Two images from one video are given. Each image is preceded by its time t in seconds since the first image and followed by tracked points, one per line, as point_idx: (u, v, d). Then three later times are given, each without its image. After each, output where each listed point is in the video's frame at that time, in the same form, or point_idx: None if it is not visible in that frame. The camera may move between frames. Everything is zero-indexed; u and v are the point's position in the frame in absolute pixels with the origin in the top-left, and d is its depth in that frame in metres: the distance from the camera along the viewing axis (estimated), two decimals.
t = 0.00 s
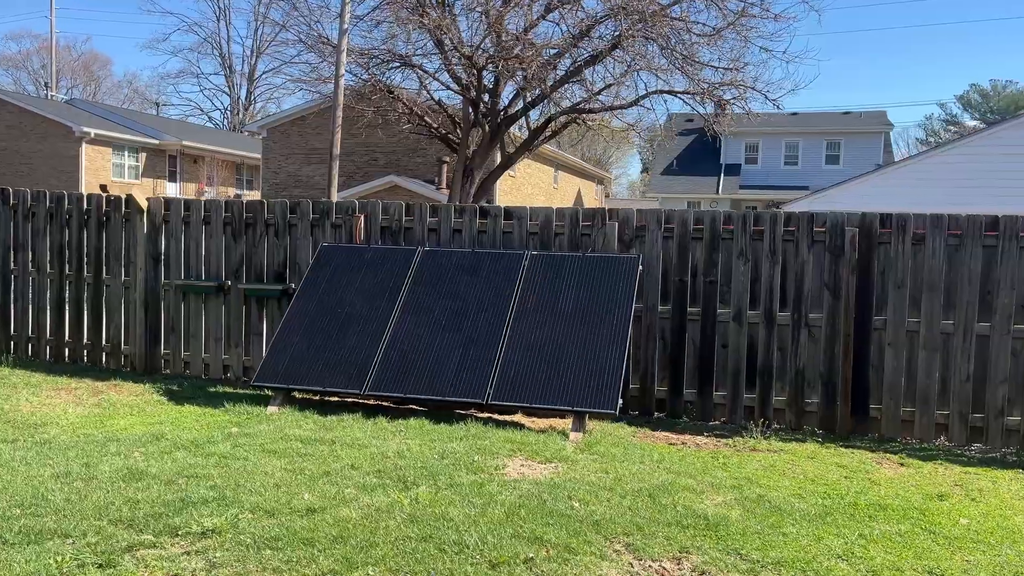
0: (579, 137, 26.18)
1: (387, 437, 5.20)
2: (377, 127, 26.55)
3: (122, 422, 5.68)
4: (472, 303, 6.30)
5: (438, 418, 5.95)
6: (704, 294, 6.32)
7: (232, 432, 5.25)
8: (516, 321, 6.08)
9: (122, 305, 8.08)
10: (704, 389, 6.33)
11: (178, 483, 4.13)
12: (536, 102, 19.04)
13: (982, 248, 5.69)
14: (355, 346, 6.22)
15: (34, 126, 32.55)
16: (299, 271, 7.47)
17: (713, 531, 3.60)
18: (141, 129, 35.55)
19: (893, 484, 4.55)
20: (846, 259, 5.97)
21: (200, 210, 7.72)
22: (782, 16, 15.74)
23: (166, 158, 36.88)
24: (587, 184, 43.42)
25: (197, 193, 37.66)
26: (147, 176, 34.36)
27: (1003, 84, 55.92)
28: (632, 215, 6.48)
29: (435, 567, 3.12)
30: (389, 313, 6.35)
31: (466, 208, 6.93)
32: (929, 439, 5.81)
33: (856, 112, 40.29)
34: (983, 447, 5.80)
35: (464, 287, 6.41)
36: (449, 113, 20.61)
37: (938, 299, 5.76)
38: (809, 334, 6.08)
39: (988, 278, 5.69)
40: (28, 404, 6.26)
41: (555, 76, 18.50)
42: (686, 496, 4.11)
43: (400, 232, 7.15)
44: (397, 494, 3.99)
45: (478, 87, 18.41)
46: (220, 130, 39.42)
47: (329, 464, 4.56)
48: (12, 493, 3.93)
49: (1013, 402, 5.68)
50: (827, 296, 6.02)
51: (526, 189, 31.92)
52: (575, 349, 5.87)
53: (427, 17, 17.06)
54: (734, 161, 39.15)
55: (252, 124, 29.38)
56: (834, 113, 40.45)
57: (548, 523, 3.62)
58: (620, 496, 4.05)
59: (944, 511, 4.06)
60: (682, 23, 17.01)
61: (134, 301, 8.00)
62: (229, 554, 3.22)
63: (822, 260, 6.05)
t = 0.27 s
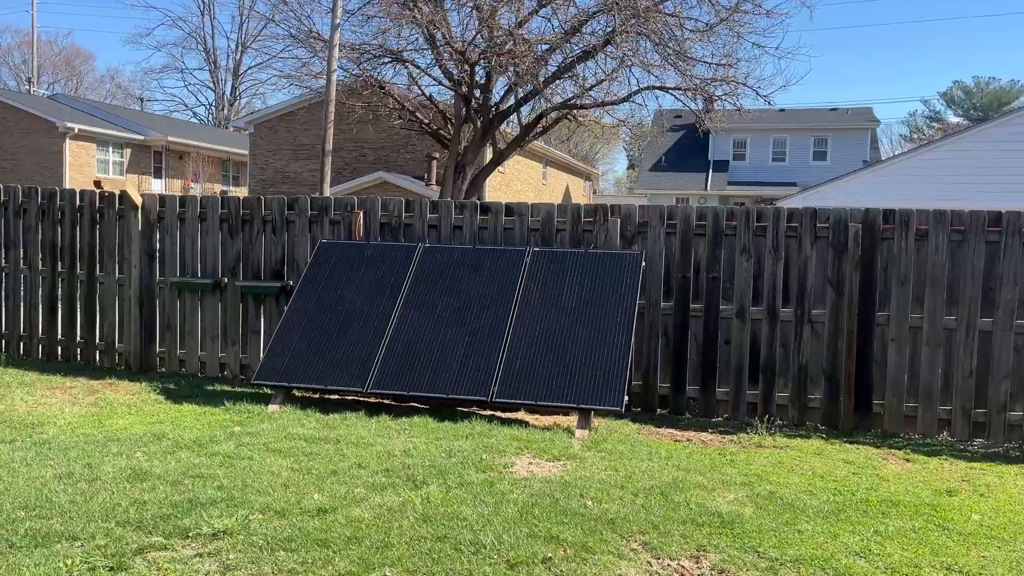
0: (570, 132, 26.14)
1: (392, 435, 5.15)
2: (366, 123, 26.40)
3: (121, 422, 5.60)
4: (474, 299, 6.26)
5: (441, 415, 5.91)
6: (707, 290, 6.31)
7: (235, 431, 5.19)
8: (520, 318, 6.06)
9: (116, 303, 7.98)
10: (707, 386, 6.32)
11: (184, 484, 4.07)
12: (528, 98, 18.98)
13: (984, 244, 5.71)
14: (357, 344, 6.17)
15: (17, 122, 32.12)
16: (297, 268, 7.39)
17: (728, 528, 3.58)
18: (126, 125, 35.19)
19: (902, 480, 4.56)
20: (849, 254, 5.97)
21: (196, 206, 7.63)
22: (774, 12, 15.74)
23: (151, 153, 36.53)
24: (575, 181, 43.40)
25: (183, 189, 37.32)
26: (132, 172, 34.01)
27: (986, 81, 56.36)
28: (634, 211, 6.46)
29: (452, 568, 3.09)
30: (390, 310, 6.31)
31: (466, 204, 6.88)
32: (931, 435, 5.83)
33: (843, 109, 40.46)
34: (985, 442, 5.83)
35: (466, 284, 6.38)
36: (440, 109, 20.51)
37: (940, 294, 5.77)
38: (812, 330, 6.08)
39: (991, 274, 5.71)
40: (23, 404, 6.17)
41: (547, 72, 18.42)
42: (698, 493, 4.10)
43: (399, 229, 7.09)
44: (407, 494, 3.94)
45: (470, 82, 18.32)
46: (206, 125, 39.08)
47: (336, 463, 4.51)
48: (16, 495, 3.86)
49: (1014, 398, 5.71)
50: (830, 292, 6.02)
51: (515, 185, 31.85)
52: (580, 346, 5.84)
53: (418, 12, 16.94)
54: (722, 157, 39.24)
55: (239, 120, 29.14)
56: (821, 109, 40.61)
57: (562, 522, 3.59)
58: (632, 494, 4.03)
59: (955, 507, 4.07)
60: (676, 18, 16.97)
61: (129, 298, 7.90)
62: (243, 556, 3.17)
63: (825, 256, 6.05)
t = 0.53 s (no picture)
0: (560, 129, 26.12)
1: (399, 434, 5.11)
2: (356, 119, 26.26)
3: (123, 422, 5.54)
4: (478, 297, 6.23)
5: (446, 413, 5.88)
6: (711, 287, 6.30)
7: (240, 431, 5.13)
8: (525, 315, 6.03)
9: (112, 301, 7.88)
10: (711, 382, 6.31)
11: (193, 485, 4.02)
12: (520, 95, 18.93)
13: (988, 240, 5.73)
14: (360, 342, 6.13)
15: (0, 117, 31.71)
16: (296, 265, 7.33)
17: (745, 527, 3.57)
18: (111, 121, 34.85)
19: (912, 477, 4.56)
20: (854, 251, 5.98)
21: (193, 203, 7.55)
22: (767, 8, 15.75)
23: (136, 150, 36.21)
24: (564, 177, 43.39)
25: (169, 186, 37.01)
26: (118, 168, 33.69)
27: (970, 77, 56.77)
28: (638, 208, 6.43)
29: (473, 569, 3.06)
30: (394, 308, 6.27)
31: (468, 201, 6.84)
32: (935, 430, 5.85)
33: (830, 105, 40.65)
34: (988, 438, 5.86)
35: (470, 281, 6.35)
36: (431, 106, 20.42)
37: (944, 291, 5.79)
38: (816, 326, 6.08)
39: (995, 270, 5.73)
40: (21, 404, 6.08)
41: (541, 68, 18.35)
42: (711, 491, 4.08)
43: (400, 226, 7.04)
44: (420, 494, 3.91)
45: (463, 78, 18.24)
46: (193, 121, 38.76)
47: (345, 463, 4.47)
48: (22, 497, 3.80)
49: (1018, 393, 5.73)
50: (835, 288, 6.03)
51: (505, 181, 31.80)
52: (586, 342, 5.82)
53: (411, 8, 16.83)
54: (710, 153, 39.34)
55: (227, 115, 28.92)
56: (808, 106, 40.78)
57: (579, 521, 3.56)
58: (646, 492, 4.02)
59: (968, 503, 4.07)
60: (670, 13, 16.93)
61: (125, 297, 7.81)
62: (260, 559, 3.13)
63: (829, 252, 6.05)
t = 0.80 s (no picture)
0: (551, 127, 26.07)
1: (403, 434, 5.07)
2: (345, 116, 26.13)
3: (121, 422, 5.46)
4: (479, 295, 6.19)
5: (448, 412, 5.84)
6: (712, 284, 6.29)
7: (241, 431, 5.07)
8: (526, 313, 6.00)
9: (105, 300, 7.78)
10: (712, 380, 6.31)
11: (198, 487, 3.96)
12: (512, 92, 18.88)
13: (990, 237, 5.74)
14: (361, 340, 6.07)
15: None
16: (294, 264, 7.26)
17: (758, 525, 3.55)
18: (96, 117, 34.49)
19: (919, 473, 4.56)
20: (855, 248, 5.98)
21: (189, 200, 7.47)
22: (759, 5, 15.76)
23: (122, 147, 35.87)
24: (553, 174, 43.37)
25: (155, 183, 36.71)
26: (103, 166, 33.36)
27: (954, 75, 57.18)
28: (639, 205, 6.41)
29: (488, 570, 3.03)
30: (393, 306, 6.22)
31: (468, 198, 6.80)
32: (936, 427, 5.87)
33: (818, 103, 40.80)
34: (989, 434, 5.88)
35: (471, 278, 6.31)
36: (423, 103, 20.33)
37: (946, 288, 5.80)
38: (818, 323, 6.09)
39: (996, 267, 5.74)
40: (15, 404, 5.99)
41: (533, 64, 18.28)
42: (721, 490, 4.06)
43: (398, 224, 6.99)
44: (429, 494, 3.87)
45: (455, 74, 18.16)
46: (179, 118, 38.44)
47: (350, 463, 4.43)
48: (24, 500, 3.73)
49: (1020, 389, 5.75)
50: (836, 285, 6.02)
51: (494, 179, 31.75)
52: (590, 340, 5.80)
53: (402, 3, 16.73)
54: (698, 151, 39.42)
55: (215, 112, 28.69)
56: (796, 103, 40.93)
57: (592, 521, 3.53)
58: (656, 491, 3.99)
59: (977, 500, 4.07)
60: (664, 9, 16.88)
61: (119, 295, 7.71)
62: (272, 562, 3.09)
63: (830, 249, 6.05)
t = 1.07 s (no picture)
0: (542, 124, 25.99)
1: (407, 434, 5.01)
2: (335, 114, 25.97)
3: (118, 425, 5.38)
4: (481, 293, 6.13)
5: (451, 412, 5.79)
6: (715, 282, 6.26)
7: (242, 433, 5.00)
8: (529, 312, 5.96)
9: (99, 300, 7.67)
10: (715, 378, 6.28)
11: (202, 491, 3.89)
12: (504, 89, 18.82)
13: (993, 234, 5.74)
14: (362, 340, 6.01)
15: None
16: (291, 263, 7.18)
17: (773, 526, 3.52)
18: (81, 114, 34.12)
19: (927, 472, 4.55)
20: (858, 245, 5.96)
21: (184, 198, 7.37)
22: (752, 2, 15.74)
23: (108, 144, 35.52)
24: (542, 172, 43.31)
25: (141, 181, 36.37)
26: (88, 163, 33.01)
27: (938, 73, 57.55)
28: (641, 202, 6.37)
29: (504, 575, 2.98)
30: (394, 305, 6.16)
31: (468, 196, 6.74)
32: (939, 425, 5.87)
33: (806, 100, 40.91)
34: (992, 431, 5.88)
35: (473, 277, 6.26)
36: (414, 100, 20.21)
37: (949, 285, 5.80)
38: (821, 321, 6.07)
39: (999, 264, 5.74)
40: (9, 407, 5.89)
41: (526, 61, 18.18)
42: (732, 490, 4.03)
43: (396, 222, 6.93)
44: (438, 497, 3.81)
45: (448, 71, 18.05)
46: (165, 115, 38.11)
47: (355, 465, 4.36)
48: (23, 506, 3.65)
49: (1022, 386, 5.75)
50: (839, 283, 6.01)
51: (484, 177, 31.67)
52: (594, 338, 5.76)
53: None
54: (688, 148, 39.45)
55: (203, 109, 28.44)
56: (784, 101, 41.03)
57: (606, 523, 3.48)
58: (667, 492, 3.95)
59: (987, 499, 4.06)
60: (657, 6, 16.83)
61: (113, 295, 7.60)
62: (283, 569, 3.03)
63: (833, 246, 6.03)
